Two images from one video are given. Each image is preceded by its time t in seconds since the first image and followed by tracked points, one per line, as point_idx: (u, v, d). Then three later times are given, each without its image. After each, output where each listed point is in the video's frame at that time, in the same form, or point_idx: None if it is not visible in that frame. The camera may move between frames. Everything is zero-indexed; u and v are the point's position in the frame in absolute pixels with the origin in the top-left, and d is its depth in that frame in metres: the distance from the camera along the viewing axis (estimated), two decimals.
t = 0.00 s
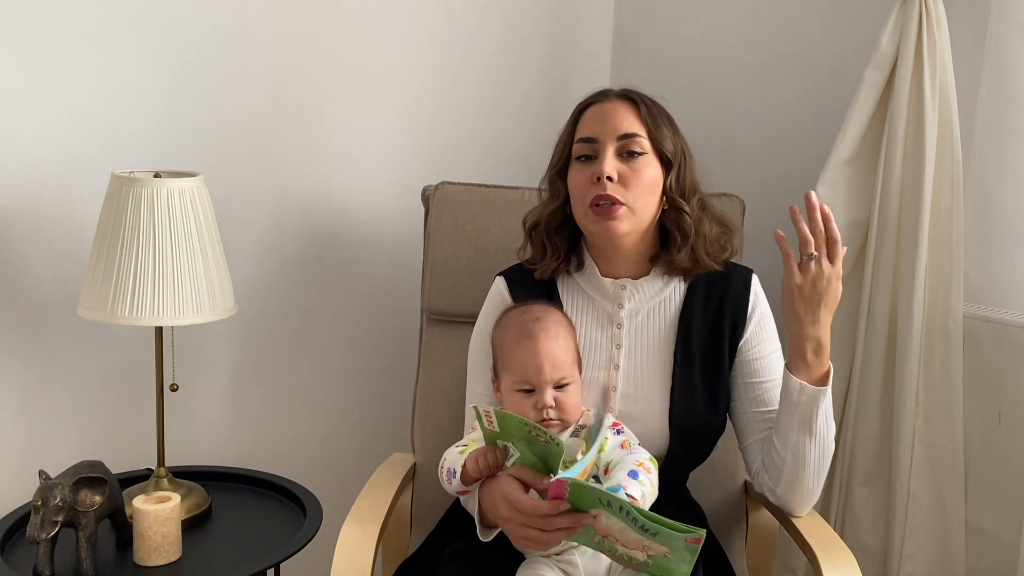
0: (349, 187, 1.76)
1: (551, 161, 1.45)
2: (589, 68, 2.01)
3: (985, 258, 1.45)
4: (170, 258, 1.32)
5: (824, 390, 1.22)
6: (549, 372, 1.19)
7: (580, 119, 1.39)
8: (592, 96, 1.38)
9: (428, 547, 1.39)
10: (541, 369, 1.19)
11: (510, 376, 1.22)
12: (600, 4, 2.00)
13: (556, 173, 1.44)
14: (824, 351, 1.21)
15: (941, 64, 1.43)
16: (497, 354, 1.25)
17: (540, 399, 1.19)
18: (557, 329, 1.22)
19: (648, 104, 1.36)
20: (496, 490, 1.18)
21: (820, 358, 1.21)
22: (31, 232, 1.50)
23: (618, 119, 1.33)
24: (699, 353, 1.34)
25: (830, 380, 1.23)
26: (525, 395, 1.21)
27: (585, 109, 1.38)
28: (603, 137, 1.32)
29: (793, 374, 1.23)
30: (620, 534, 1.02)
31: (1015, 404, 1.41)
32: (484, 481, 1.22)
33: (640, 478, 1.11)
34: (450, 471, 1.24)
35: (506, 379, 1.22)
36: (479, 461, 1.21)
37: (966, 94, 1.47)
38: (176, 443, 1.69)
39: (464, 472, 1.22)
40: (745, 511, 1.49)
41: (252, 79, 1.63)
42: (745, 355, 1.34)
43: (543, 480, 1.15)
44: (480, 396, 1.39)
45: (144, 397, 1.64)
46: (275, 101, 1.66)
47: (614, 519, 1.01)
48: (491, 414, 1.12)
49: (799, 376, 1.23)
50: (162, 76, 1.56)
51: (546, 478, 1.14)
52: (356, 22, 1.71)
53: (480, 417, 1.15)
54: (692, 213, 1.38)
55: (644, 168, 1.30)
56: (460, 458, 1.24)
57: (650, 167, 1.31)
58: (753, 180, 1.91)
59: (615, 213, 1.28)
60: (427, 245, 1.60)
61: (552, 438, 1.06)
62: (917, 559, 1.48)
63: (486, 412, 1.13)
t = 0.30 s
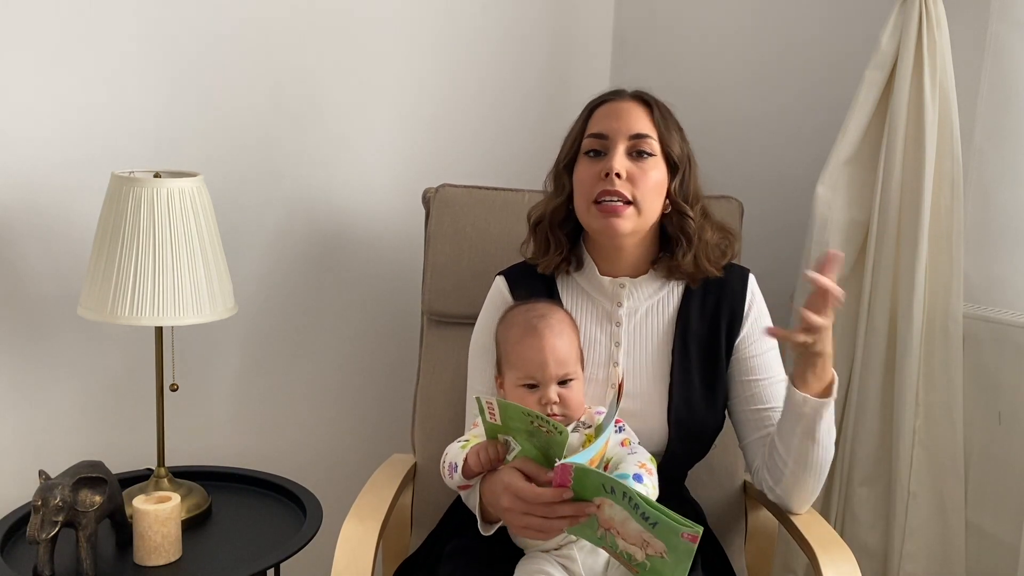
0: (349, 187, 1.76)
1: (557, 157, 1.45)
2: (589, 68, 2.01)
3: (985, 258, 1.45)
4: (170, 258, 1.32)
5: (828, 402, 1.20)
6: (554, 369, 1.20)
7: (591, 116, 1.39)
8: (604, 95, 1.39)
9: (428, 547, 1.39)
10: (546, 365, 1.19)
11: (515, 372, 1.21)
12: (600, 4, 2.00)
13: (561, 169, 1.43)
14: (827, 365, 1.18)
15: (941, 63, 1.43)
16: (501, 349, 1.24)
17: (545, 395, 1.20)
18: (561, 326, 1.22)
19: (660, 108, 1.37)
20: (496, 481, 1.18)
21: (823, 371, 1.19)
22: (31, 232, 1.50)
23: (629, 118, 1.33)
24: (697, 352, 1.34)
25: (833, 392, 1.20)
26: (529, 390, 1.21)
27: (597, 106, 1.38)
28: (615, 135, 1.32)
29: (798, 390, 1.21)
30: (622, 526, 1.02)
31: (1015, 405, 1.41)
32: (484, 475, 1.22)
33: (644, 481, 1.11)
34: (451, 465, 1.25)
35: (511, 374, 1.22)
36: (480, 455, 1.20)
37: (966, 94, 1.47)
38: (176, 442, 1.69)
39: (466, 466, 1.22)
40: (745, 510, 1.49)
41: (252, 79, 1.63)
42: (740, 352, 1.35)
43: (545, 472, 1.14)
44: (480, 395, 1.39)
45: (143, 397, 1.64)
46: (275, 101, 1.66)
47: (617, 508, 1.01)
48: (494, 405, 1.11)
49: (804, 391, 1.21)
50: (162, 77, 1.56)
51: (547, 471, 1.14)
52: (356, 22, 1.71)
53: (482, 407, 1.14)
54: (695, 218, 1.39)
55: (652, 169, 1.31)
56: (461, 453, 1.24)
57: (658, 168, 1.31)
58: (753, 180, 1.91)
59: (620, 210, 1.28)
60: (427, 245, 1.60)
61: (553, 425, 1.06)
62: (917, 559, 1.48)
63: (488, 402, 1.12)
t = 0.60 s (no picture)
0: (349, 187, 1.76)
1: (565, 156, 1.44)
2: (589, 68, 2.01)
3: (985, 258, 1.45)
4: (171, 258, 1.32)
5: (828, 381, 1.21)
6: (552, 365, 1.20)
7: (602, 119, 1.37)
8: (616, 96, 1.37)
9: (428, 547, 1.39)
10: (545, 362, 1.19)
11: (514, 369, 1.21)
12: (600, 4, 2.00)
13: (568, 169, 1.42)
14: (823, 345, 1.19)
15: (941, 64, 1.43)
16: (500, 346, 1.24)
17: (544, 391, 1.20)
18: (560, 323, 1.22)
19: (672, 113, 1.36)
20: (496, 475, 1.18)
21: (820, 351, 1.20)
22: (30, 232, 1.49)
23: (645, 124, 1.32)
24: (693, 349, 1.34)
25: (832, 372, 1.21)
26: (528, 386, 1.21)
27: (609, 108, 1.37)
28: (630, 142, 1.31)
29: (795, 366, 1.21)
30: (617, 516, 1.02)
31: (1015, 404, 1.41)
32: (484, 471, 1.22)
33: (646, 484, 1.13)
34: (450, 463, 1.24)
35: (510, 371, 1.22)
36: (480, 451, 1.20)
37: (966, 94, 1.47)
38: (176, 442, 1.69)
39: (465, 463, 1.21)
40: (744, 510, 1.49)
41: (252, 79, 1.63)
42: (738, 350, 1.34)
43: (543, 463, 1.15)
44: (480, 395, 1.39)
45: (143, 397, 1.64)
46: (276, 101, 1.66)
47: (614, 496, 1.02)
48: (494, 397, 1.12)
49: (801, 367, 1.21)
50: (162, 77, 1.56)
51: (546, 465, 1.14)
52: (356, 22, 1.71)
53: (481, 401, 1.15)
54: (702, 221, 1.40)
55: (665, 177, 1.31)
56: (461, 450, 1.23)
57: (670, 177, 1.32)
58: (753, 180, 1.91)
59: (635, 219, 1.29)
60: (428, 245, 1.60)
61: (551, 414, 1.06)
62: (916, 558, 1.48)
63: (487, 396, 1.13)
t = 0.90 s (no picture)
0: (349, 187, 1.76)
1: (553, 164, 1.44)
2: (589, 69, 2.01)
3: (984, 259, 1.45)
4: (171, 258, 1.32)
5: (830, 374, 1.23)
6: (554, 362, 1.20)
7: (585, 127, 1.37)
8: (596, 104, 1.36)
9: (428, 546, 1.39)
10: (545, 359, 1.19)
11: (515, 365, 1.21)
12: (600, 4, 2.00)
13: (558, 178, 1.43)
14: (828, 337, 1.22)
15: (941, 64, 1.43)
16: (500, 343, 1.25)
17: (545, 387, 1.20)
18: (562, 320, 1.22)
19: (653, 114, 1.35)
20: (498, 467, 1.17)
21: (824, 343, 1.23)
22: (30, 232, 1.49)
23: (626, 132, 1.32)
24: (693, 348, 1.34)
25: (835, 368, 1.23)
26: (530, 382, 1.21)
27: (591, 117, 1.36)
28: (612, 152, 1.31)
29: (799, 359, 1.23)
30: (614, 508, 1.03)
31: (1015, 404, 1.41)
32: (485, 465, 1.22)
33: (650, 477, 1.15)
34: (453, 456, 1.25)
35: (511, 368, 1.22)
36: (482, 444, 1.20)
37: (966, 93, 1.47)
38: (176, 443, 1.69)
39: (467, 456, 1.22)
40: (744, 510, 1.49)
41: (252, 79, 1.63)
42: (737, 349, 1.35)
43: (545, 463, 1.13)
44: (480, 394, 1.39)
45: (143, 397, 1.64)
46: (275, 101, 1.66)
47: (613, 487, 1.03)
48: (497, 387, 1.12)
49: (804, 361, 1.23)
50: (162, 76, 1.56)
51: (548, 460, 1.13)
52: (356, 22, 1.71)
53: (485, 391, 1.15)
54: (692, 220, 1.39)
55: (651, 183, 1.31)
56: (464, 443, 1.24)
57: (656, 181, 1.31)
58: (753, 181, 1.91)
59: (625, 229, 1.29)
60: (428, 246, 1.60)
61: (553, 403, 1.05)
62: (916, 558, 1.48)
63: (491, 386, 1.13)
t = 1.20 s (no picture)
0: (348, 187, 1.76)
1: (551, 163, 1.43)
2: (589, 69, 2.01)
3: (984, 259, 1.45)
4: (170, 258, 1.32)
5: (836, 384, 1.21)
6: (555, 364, 1.20)
7: (581, 128, 1.37)
8: (593, 102, 1.36)
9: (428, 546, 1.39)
10: (547, 360, 1.20)
11: (515, 367, 1.21)
12: (600, 4, 2.00)
13: (555, 178, 1.42)
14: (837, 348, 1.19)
15: (941, 64, 1.43)
16: (500, 345, 1.24)
17: (546, 389, 1.20)
18: (561, 322, 1.22)
19: (650, 112, 1.35)
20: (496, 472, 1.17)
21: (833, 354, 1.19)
22: (30, 232, 1.50)
23: (623, 130, 1.31)
24: (693, 349, 1.34)
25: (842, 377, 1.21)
26: (530, 385, 1.21)
27: (588, 115, 1.36)
28: (609, 150, 1.31)
29: (806, 367, 1.21)
30: (614, 514, 1.03)
31: (1015, 405, 1.41)
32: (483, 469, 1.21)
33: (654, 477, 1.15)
34: (451, 459, 1.24)
35: (511, 370, 1.22)
36: (480, 448, 1.20)
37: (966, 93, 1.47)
38: (176, 443, 1.69)
39: (466, 460, 1.21)
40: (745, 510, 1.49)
41: (252, 79, 1.63)
42: (737, 351, 1.34)
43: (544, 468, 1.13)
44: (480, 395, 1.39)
45: (143, 397, 1.64)
46: (275, 101, 1.66)
47: (612, 493, 1.03)
48: (496, 391, 1.12)
49: (812, 369, 1.21)
50: (162, 76, 1.56)
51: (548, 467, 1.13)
52: (356, 22, 1.71)
53: (484, 394, 1.14)
54: (691, 220, 1.38)
55: (648, 181, 1.31)
56: (461, 447, 1.24)
57: (653, 180, 1.31)
58: (753, 181, 1.91)
59: (622, 228, 1.29)
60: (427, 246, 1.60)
61: (553, 408, 1.05)
62: (916, 558, 1.48)
63: (490, 390, 1.13)
